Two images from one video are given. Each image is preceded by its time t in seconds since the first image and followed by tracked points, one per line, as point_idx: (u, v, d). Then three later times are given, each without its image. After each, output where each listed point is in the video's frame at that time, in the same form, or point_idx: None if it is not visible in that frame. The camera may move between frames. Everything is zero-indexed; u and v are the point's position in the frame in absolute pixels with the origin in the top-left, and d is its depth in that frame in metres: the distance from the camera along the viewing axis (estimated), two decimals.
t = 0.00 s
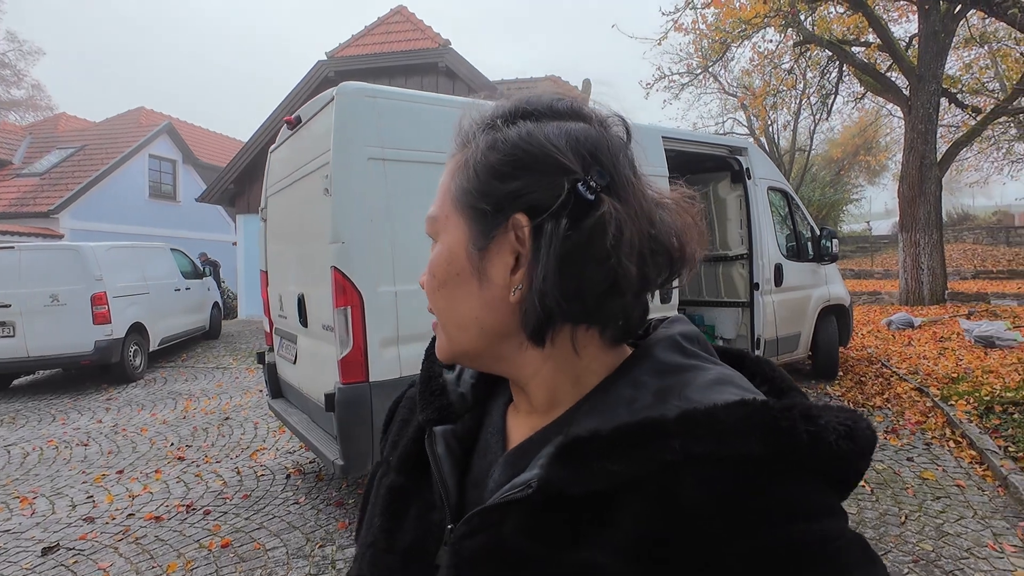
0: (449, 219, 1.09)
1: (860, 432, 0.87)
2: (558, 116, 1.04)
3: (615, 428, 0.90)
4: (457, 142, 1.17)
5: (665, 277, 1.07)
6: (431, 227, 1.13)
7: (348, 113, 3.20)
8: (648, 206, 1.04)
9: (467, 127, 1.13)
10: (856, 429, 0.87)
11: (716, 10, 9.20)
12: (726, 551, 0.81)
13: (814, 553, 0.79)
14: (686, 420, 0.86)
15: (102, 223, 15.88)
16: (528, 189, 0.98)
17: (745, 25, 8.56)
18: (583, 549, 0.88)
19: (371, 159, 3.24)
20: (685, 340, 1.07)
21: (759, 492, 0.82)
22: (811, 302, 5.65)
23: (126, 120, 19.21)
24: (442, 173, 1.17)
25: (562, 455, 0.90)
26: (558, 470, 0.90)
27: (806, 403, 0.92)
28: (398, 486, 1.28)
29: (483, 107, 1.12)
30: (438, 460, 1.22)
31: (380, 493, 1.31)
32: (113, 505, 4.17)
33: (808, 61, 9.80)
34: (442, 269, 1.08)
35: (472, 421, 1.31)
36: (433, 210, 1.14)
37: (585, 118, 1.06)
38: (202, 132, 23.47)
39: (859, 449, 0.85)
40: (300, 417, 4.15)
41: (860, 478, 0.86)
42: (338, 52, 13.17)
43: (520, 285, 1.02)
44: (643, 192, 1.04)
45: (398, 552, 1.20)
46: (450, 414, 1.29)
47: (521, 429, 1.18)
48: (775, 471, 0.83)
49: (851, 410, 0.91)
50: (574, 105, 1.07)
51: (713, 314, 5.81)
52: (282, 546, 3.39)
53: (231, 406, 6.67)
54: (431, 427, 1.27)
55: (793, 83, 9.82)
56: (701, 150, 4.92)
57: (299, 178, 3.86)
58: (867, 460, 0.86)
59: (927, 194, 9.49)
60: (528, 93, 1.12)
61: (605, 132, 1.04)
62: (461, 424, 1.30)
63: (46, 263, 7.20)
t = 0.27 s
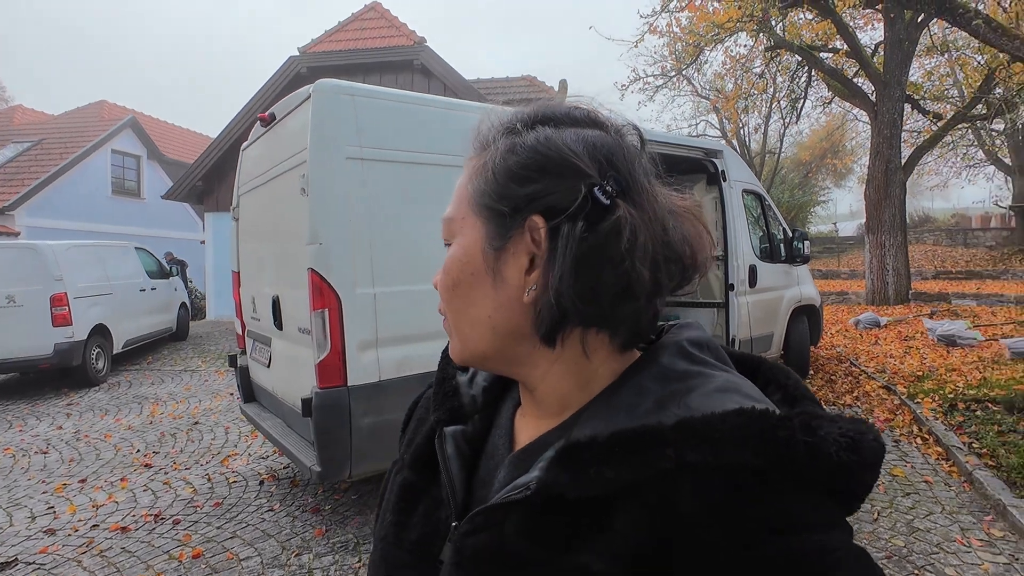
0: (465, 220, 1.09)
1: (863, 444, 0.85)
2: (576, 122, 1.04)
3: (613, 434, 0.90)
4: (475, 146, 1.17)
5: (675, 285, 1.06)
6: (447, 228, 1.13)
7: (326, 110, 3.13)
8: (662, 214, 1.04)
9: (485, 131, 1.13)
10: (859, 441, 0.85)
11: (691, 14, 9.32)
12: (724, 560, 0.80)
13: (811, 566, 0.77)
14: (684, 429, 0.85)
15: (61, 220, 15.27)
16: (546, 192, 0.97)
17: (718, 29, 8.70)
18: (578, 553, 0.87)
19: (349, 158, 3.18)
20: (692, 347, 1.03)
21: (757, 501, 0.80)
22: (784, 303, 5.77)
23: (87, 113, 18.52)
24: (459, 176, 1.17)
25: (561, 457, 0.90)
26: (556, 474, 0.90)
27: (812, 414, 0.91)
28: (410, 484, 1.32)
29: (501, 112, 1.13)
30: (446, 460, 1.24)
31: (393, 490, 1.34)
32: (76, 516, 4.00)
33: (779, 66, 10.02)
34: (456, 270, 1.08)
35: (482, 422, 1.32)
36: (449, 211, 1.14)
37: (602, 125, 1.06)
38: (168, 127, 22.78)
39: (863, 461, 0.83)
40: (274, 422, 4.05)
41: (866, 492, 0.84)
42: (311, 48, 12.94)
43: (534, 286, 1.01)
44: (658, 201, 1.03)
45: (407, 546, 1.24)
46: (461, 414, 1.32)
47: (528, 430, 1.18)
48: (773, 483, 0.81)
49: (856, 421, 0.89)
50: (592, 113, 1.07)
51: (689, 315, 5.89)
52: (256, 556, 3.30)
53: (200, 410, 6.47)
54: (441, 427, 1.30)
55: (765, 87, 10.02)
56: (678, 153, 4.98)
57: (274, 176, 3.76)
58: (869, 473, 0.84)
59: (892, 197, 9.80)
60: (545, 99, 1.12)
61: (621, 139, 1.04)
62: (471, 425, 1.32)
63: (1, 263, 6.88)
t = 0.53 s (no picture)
0: (496, 207, 1.12)
1: (868, 431, 0.87)
2: (613, 123, 1.10)
3: (624, 416, 0.89)
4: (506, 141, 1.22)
5: (697, 287, 1.10)
6: (476, 216, 1.16)
7: (287, 101, 3.00)
8: (687, 217, 1.09)
9: (520, 127, 1.18)
10: (863, 425, 0.88)
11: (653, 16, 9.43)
12: (732, 543, 0.79)
13: (820, 548, 0.77)
14: (692, 411, 0.85)
15: None
16: (585, 186, 1.02)
17: (679, 32, 8.84)
18: (586, 536, 0.86)
19: (312, 151, 3.06)
20: (704, 337, 1.05)
21: (766, 482, 0.81)
22: (744, 301, 5.92)
23: (22, 101, 17.40)
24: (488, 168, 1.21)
25: (572, 438, 0.90)
26: (567, 454, 0.89)
27: (818, 402, 0.93)
28: (422, 470, 1.32)
29: (536, 110, 1.18)
30: (461, 444, 1.26)
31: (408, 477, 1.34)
32: (10, 532, 3.72)
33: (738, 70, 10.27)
34: (485, 255, 1.11)
35: (495, 410, 1.36)
36: (479, 199, 1.17)
37: (635, 128, 1.12)
38: (112, 118, 21.65)
39: (867, 445, 0.85)
40: (231, 426, 3.87)
41: (873, 475, 0.86)
42: (268, 38, 12.50)
43: (564, 275, 1.05)
44: (684, 204, 1.09)
45: (421, 530, 1.22)
46: (473, 402, 1.35)
47: (540, 417, 1.19)
48: (780, 466, 0.82)
49: (863, 409, 0.91)
50: (626, 117, 1.12)
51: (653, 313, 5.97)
52: (212, 568, 3.15)
53: (149, 415, 6.15)
54: (455, 414, 1.32)
55: (723, 91, 10.26)
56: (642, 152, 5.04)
57: (230, 170, 3.59)
58: (873, 458, 0.86)
59: (843, 199, 10.19)
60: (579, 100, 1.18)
61: (655, 144, 1.10)
62: (484, 412, 1.35)
63: None
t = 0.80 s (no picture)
0: (488, 208, 1.09)
1: (849, 415, 0.89)
2: (604, 129, 1.10)
3: (611, 418, 0.90)
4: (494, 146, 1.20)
5: (684, 289, 1.12)
6: (465, 217, 1.13)
7: (235, 90, 2.84)
8: (674, 223, 1.11)
9: (510, 132, 1.17)
10: (844, 410, 0.89)
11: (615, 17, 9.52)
12: (722, 537, 0.81)
13: (807, 537, 0.80)
14: (678, 408, 0.87)
15: None
16: (581, 188, 1.01)
17: (640, 33, 8.94)
18: (580, 542, 0.87)
19: (263, 143, 2.91)
20: (683, 335, 1.04)
21: (753, 477, 0.83)
22: (702, 300, 6.01)
23: None
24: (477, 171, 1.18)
25: (562, 446, 0.90)
26: (557, 462, 0.90)
27: (799, 390, 0.95)
28: (412, 489, 1.34)
29: (525, 115, 1.17)
30: (448, 462, 1.27)
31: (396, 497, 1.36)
32: None
33: (696, 73, 10.48)
34: (477, 255, 1.07)
35: (481, 424, 1.36)
36: (469, 200, 1.13)
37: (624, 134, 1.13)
38: (50, 108, 20.47)
39: (849, 430, 0.87)
40: (177, 434, 3.65)
41: (856, 460, 0.88)
42: (219, 27, 12.00)
43: (558, 276, 1.03)
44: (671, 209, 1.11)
45: (412, 549, 1.24)
46: (460, 418, 1.35)
47: (529, 425, 1.19)
48: (766, 460, 0.83)
49: (844, 394, 0.93)
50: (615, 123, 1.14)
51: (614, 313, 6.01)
52: None
53: (87, 423, 5.77)
54: (441, 430, 1.33)
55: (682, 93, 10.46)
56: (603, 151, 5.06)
57: (174, 163, 3.39)
58: (854, 441, 0.88)
59: (796, 200, 10.54)
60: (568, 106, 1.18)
61: (644, 150, 1.12)
62: (470, 427, 1.36)
63: None
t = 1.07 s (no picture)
0: (550, 225, 1.11)
1: (852, 420, 0.92)
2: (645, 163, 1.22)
3: (628, 418, 0.96)
4: (532, 162, 1.21)
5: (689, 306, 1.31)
6: (524, 232, 1.12)
7: (159, 80, 2.64)
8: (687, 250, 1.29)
9: (555, 151, 1.19)
10: (846, 416, 0.93)
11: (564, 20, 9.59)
12: (730, 533, 0.82)
13: (805, 536, 0.79)
14: (689, 409, 0.92)
15: None
16: (647, 217, 1.11)
17: (588, 37, 9.03)
18: (596, 532, 0.89)
19: (191, 137, 2.72)
20: (699, 348, 1.11)
21: (760, 474, 0.84)
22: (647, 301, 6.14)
23: None
24: (519, 185, 1.18)
25: (580, 442, 0.95)
26: (574, 456, 0.95)
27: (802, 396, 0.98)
28: (434, 489, 1.37)
29: (567, 138, 1.21)
30: (472, 461, 1.32)
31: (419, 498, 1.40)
32: None
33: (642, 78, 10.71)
34: (544, 273, 1.08)
35: (502, 430, 1.43)
36: (527, 215, 1.12)
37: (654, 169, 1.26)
38: None
39: (852, 434, 0.90)
40: (97, 447, 3.39)
41: (861, 465, 0.90)
42: (149, 13, 11.31)
43: (624, 295, 1.10)
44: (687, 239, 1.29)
45: (432, 544, 1.26)
46: (482, 423, 1.41)
47: (548, 428, 1.26)
48: (773, 459, 0.85)
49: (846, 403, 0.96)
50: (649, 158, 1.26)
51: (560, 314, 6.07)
52: None
53: None
54: (465, 434, 1.39)
55: (628, 97, 10.65)
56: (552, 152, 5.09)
57: (91, 155, 3.14)
58: (859, 446, 0.90)
59: (737, 204, 10.96)
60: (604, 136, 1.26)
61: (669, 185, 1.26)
62: (492, 433, 1.42)
63: None
